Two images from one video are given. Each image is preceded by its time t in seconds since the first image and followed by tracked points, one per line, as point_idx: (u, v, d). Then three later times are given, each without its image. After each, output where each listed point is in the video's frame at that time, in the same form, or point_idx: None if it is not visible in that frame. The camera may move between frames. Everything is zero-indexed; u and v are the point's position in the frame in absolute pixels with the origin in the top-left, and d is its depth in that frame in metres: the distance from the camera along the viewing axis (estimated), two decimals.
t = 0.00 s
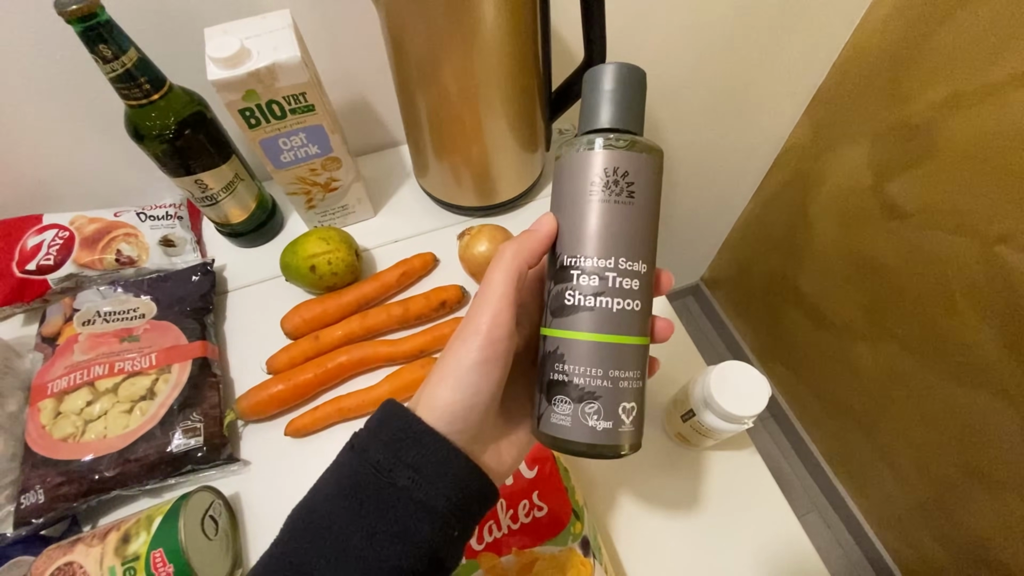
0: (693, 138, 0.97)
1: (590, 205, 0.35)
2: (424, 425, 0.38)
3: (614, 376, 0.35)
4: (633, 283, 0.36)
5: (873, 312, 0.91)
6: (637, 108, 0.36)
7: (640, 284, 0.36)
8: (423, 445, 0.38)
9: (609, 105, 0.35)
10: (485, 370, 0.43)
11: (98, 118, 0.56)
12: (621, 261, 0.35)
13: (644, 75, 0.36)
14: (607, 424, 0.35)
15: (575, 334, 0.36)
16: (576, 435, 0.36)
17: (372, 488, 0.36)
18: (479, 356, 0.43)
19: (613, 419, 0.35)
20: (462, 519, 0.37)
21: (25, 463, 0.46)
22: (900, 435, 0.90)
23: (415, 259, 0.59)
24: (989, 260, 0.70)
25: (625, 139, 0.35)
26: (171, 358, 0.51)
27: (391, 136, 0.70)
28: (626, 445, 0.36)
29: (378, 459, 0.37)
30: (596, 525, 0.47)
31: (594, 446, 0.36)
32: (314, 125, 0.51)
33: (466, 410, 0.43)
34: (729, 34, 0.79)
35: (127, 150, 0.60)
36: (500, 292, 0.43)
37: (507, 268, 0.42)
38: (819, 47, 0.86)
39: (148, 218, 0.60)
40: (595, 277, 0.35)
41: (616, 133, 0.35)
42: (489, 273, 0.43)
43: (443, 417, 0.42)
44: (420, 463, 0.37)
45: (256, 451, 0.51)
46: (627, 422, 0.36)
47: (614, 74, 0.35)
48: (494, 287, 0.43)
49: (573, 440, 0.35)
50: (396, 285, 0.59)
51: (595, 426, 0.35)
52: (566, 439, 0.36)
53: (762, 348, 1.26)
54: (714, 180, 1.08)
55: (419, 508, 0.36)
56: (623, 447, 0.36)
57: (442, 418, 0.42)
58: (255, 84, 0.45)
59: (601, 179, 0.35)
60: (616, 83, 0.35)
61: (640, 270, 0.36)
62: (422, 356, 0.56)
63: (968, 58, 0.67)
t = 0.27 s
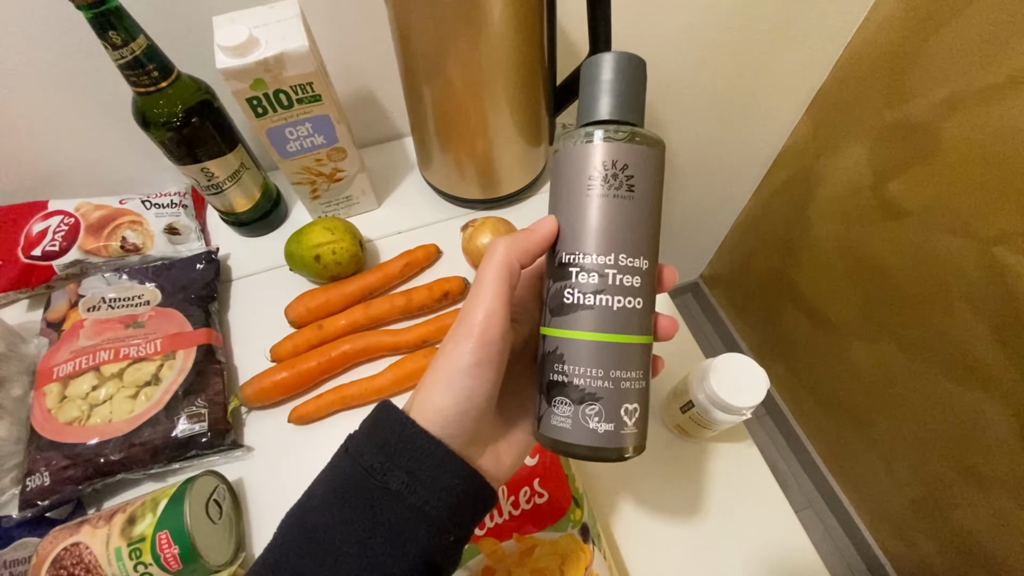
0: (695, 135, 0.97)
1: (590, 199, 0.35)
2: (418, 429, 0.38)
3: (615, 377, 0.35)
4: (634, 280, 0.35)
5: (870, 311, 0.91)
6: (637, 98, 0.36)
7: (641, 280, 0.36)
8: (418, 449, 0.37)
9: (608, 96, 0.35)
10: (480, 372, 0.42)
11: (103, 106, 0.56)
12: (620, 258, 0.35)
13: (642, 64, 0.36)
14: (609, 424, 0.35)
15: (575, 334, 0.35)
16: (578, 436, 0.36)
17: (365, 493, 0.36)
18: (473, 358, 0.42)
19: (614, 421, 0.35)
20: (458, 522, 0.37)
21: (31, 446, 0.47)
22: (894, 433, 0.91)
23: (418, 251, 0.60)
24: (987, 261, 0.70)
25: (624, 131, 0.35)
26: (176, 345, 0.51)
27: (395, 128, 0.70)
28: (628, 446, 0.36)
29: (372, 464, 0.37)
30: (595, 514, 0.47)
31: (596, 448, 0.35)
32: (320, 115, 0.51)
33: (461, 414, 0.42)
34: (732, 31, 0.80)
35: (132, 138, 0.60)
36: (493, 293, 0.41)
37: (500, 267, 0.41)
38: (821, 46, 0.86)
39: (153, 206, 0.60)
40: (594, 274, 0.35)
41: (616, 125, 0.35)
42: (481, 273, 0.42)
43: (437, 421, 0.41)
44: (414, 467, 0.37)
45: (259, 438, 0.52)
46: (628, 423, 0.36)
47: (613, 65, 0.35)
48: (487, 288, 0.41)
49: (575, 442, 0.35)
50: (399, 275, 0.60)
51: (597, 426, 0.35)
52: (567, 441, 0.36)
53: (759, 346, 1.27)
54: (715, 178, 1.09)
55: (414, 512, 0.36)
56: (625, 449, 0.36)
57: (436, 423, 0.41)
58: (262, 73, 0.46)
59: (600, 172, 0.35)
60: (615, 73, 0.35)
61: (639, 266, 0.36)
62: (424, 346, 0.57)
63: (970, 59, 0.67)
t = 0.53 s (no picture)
0: (694, 133, 0.97)
1: (602, 192, 0.33)
2: (415, 428, 0.37)
3: (624, 380, 0.34)
4: (646, 280, 0.34)
5: (866, 310, 0.92)
6: (654, 86, 0.34)
7: (653, 280, 0.34)
8: (415, 450, 0.37)
9: (624, 82, 0.33)
10: (478, 373, 0.41)
11: (103, 95, 0.56)
12: (632, 255, 0.33)
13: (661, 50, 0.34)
14: (614, 430, 0.34)
15: (581, 334, 0.34)
16: (582, 442, 0.34)
17: (360, 493, 0.36)
18: (472, 357, 0.41)
19: (621, 426, 0.34)
20: (455, 525, 0.37)
21: (29, 434, 0.47)
22: (888, 431, 0.91)
23: (418, 244, 0.60)
24: (982, 261, 0.71)
25: (640, 120, 0.33)
26: (175, 335, 0.51)
27: (395, 121, 0.70)
28: (635, 452, 0.35)
29: (368, 463, 0.36)
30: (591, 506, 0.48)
31: (601, 454, 0.34)
32: (322, 107, 0.51)
33: (459, 414, 0.41)
34: (732, 29, 0.80)
35: (132, 127, 0.60)
36: (494, 290, 0.41)
37: (502, 264, 0.41)
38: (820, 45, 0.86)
39: (152, 196, 0.60)
40: (604, 272, 0.33)
41: (631, 114, 0.33)
42: (481, 270, 0.42)
43: (435, 420, 0.40)
44: (410, 468, 0.36)
45: (258, 428, 0.52)
46: (636, 428, 0.34)
47: (630, 49, 0.33)
48: (488, 285, 0.41)
49: (579, 447, 0.34)
50: (399, 268, 0.60)
51: (601, 431, 0.34)
52: (571, 445, 0.34)
53: (755, 344, 1.27)
54: (713, 176, 1.09)
55: (410, 514, 0.35)
56: (631, 455, 0.34)
57: (433, 422, 0.40)
58: (264, 63, 0.45)
59: (613, 164, 0.33)
60: (631, 59, 0.33)
61: (653, 265, 0.34)
62: (423, 339, 0.57)
63: (968, 60, 0.67)
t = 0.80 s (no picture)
0: (691, 132, 0.97)
1: (597, 187, 0.33)
2: (398, 428, 0.37)
3: (620, 382, 0.33)
4: (641, 279, 0.33)
5: (860, 310, 0.92)
6: (652, 78, 0.33)
7: (649, 280, 0.34)
8: (398, 449, 0.37)
9: (621, 74, 0.32)
10: (455, 376, 0.41)
11: (97, 87, 0.55)
12: (627, 254, 0.33)
13: (661, 41, 0.33)
14: (609, 433, 0.33)
15: (575, 335, 0.34)
16: (577, 445, 0.34)
17: (343, 492, 0.35)
18: (450, 359, 0.41)
19: (615, 430, 0.33)
20: (439, 524, 0.36)
21: (20, 427, 0.46)
22: (881, 431, 0.92)
23: (413, 240, 0.60)
24: (976, 262, 0.71)
25: (637, 114, 0.32)
26: (168, 329, 0.51)
27: (391, 117, 0.70)
28: (630, 456, 0.34)
29: (350, 463, 0.36)
30: (585, 503, 0.48)
31: (594, 458, 0.34)
32: (317, 100, 0.51)
33: (435, 418, 0.40)
34: (730, 28, 0.80)
35: (126, 119, 0.59)
36: (473, 292, 0.41)
37: (482, 266, 0.41)
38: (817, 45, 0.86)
39: (146, 189, 0.60)
40: (598, 271, 0.33)
41: (627, 106, 0.33)
42: (461, 272, 0.42)
43: (409, 422, 0.39)
44: (393, 467, 0.36)
45: (252, 423, 0.52)
46: (630, 433, 0.34)
47: (627, 39, 0.32)
48: (467, 287, 0.41)
49: (571, 451, 0.34)
50: (394, 264, 0.60)
51: (595, 434, 0.34)
52: (564, 449, 0.34)
53: (750, 343, 1.28)
54: (709, 175, 1.09)
55: (393, 513, 0.35)
56: (626, 460, 0.34)
57: (408, 424, 0.39)
58: (259, 55, 0.45)
59: (609, 159, 0.32)
60: (629, 50, 0.32)
61: (648, 263, 0.33)
62: (418, 335, 0.57)
63: (965, 61, 0.67)
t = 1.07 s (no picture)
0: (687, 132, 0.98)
1: (598, 179, 0.33)
2: (400, 420, 0.37)
3: (621, 376, 0.33)
4: (643, 272, 0.33)
5: (854, 310, 0.93)
6: (655, 67, 0.33)
7: (651, 272, 0.33)
8: (399, 441, 0.37)
9: (622, 65, 0.33)
10: (455, 370, 0.41)
11: (93, 83, 0.55)
12: (628, 246, 0.33)
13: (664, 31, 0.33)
14: (610, 427, 0.34)
15: (576, 329, 0.34)
16: (578, 440, 0.34)
17: (344, 483, 0.36)
18: (450, 353, 0.41)
19: (616, 424, 0.34)
20: (440, 515, 0.37)
21: (14, 423, 0.46)
22: (875, 431, 0.92)
23: (410, 238, 0.60)
24: (968, 262, 0.72)
25: (641, 104, 0.32)
26: (164, 325, 0.51)
27: (389, 115, 0.70)
28: (631, 450, 0.34)
29: (352, 454, 0.36)
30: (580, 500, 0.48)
31: (595, 453, 0.34)
32: (315, 98, 0.51)
33: (436, 411, 0.40)
34: (726, 29, 0.80)
35: (123, 116, 0.59)
36: (471, 287, 0.41)
37: (480, 260, 0.41)
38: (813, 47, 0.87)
39: (143, 185, 0.60)
40: (599, 264, 0.33)
41: (629, 97, 0.33)
42: (460, 265, 0.42)
43: (410, 415, 0.39)
44: (394, 458, 0.36)
45: (247, 420, 0.52)
46: (632, 427, 0.34)
47: (629, 29, 0.32)
48: (465, 280, 0.41)
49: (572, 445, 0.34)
50: (391, 261, 0.60)
51: (596, 429, 0.34)
52: (564, 442, 0.34)
53: (745, 343, 1.28)
54: (705, 176, 1.10)
55: (394, 504, 0.35)
56: (627, 453, 0.34)
57: (409, 417, 0.39)
58: (257, 53, 0.45)
59: (610, 150, 0.32)
60: (631, 39, 0.32)
61: (650, 256, 0.33)
62: (415, 332, 0.57)
63: (958, 64, 0.68)
